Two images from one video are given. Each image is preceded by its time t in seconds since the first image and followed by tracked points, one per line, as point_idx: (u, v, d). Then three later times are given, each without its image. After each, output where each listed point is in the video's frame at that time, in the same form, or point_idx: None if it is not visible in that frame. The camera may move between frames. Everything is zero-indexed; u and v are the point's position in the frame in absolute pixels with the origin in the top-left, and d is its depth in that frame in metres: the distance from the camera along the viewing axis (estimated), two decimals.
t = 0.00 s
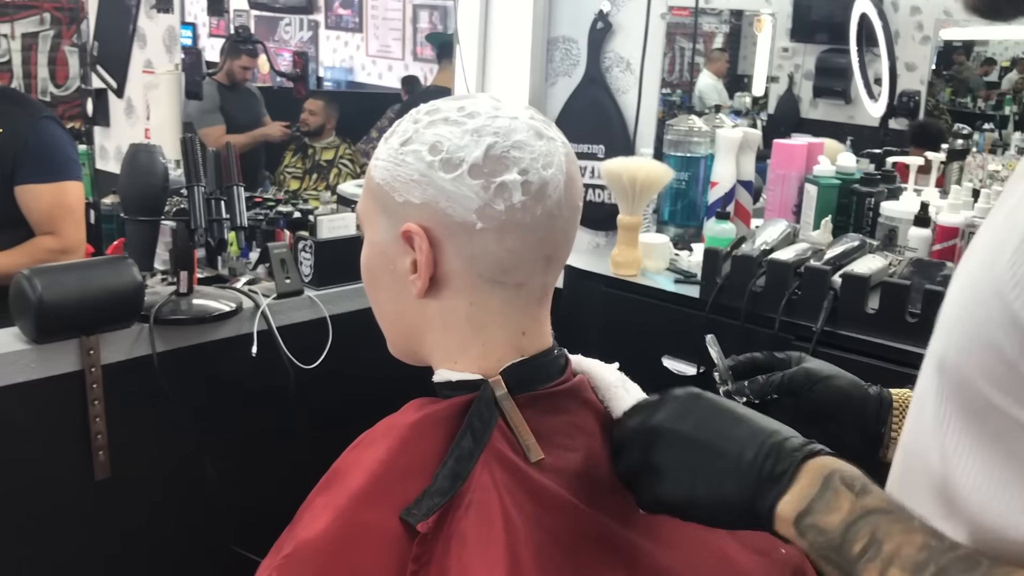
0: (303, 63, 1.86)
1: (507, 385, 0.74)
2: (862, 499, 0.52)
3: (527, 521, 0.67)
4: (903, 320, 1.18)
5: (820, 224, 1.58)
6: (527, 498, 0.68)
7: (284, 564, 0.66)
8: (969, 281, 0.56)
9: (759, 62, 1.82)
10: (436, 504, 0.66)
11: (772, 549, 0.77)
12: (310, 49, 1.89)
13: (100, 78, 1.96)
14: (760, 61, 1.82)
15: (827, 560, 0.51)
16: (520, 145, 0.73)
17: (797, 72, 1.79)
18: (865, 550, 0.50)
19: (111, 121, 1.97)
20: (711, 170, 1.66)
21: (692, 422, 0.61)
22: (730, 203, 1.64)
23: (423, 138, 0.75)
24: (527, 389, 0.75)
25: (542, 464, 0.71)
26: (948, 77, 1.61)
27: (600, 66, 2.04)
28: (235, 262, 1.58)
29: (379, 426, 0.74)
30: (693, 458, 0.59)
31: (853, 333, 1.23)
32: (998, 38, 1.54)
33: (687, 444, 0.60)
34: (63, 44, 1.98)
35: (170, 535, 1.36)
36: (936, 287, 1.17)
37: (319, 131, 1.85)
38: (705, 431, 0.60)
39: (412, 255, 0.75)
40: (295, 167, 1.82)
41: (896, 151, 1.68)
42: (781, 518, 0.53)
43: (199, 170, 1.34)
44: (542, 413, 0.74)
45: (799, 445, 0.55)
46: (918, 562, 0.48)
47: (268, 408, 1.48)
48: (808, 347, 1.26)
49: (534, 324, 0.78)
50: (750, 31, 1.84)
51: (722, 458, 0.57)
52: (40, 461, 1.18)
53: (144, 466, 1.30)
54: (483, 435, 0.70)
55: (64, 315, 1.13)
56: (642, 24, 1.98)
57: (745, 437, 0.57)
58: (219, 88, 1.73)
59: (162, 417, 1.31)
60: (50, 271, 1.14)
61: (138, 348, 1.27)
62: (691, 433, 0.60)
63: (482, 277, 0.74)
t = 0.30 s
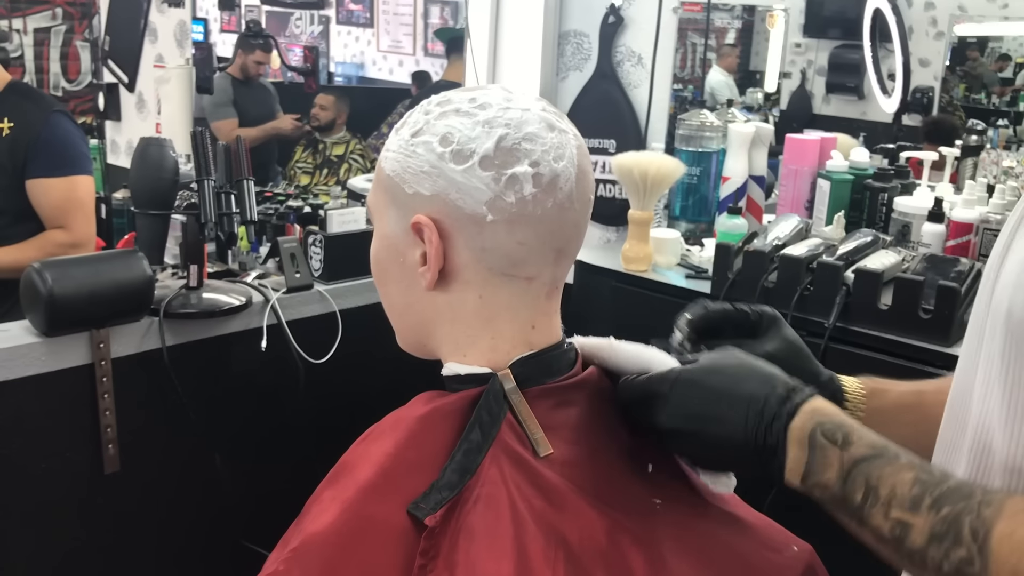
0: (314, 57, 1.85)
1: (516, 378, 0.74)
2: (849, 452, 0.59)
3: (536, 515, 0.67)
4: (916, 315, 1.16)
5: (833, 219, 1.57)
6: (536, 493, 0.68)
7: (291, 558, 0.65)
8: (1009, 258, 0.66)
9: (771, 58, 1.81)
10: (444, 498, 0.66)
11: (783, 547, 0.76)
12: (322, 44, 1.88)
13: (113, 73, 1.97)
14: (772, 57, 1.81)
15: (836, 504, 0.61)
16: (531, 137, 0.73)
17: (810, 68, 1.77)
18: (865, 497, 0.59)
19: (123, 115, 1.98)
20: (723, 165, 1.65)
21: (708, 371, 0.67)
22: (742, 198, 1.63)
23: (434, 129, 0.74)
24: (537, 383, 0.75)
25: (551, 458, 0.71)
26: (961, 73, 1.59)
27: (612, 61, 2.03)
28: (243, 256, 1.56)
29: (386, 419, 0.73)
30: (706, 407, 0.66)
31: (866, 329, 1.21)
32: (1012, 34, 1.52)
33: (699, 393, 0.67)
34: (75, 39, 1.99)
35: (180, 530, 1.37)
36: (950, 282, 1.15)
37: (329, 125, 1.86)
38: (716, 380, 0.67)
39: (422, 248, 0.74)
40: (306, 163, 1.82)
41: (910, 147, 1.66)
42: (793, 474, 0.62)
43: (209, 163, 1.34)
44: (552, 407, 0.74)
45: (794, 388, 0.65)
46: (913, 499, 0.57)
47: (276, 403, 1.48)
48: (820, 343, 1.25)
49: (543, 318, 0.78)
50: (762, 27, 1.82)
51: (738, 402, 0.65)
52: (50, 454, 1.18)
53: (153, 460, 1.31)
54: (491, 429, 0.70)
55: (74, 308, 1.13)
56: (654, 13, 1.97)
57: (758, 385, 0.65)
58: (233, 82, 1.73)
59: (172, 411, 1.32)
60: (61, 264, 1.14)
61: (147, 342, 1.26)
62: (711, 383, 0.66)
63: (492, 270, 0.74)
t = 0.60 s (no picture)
0: (323, 55, 1.86)
1: (523, 374, 0.75)
2: (877, 442, 0.63)
3: (542, 509, 0.68)
4: (922, 314, 1.16)
5: (840, 218, 1.56)
6: (543, 487, 0.69)
7: (300, 552, 0.65)
8: None
9: (778, 58, 1.81)
10: (452, 493, 0.67)
11: (791, 542, 0.76)
12: (330, 42, 1.89)
13: (122, 71, 1.99)
14: (779, 57, 1.81)
15: (877, 489, 0.65)
16: (539, 134, 0.73)
17: (817, 67, 1.77)
18: (901, 482, 0.62)
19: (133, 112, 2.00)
20: (730, 163, 1.66)
21: (726, 364, 0.70)
22: (749, 197, 1.62)
23: (443, 126, 0.75)
24: (545, 378, 0.75)
25: (558, 454, 0.71)
26: (969, 72, 1.59)
27: (619, 59, 2.03)
28: (253, 253, 1.58)
29: (394, 414, 0.74)
30: (732, 399, 0.68)
31: (872, 328, 1.22)
32: (1021, 34, 1.52)
33: (725, 384, 0.69)
34: (85, 37, 1.99)
35: (189, 523, 1.38)
36: (956, 281, 1.15)
37: (338, 123, 1.86)
38: (739, 372, 0.69)
39: (430, 244, 0.75)
40: (314, 160, 1.82)
41: (917, 146, 1.66)
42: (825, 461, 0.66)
43: (218, 160, 1.34)
44: (559, 402, 0.74)
45: (810, 373, 0.68)
46: (952, 480, 0.60)
47: (284, 399, 1.49)
48: (826, 342, 1.25)
49: (550, 314, 0.78)
50: (770, 26, 1.83)
51: (765, 392, 0.67)
52: (61, 448, 1.19)
53: (162, 454, 1.32)
54: (499, 424, 0.70)
55: (85, 304, 1.14)
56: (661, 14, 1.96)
57: (779, 374, 0.68)
58: (244, 79, 1.73)
59: (180, 406, 1.33)
60: (72, 260, 1.15)
61: (156, 337, 1.28)
62: (736, 375, 0.69)
63: (500, 266, 0.74)
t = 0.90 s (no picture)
0: (324, 55, 1.86)
1: (525, 371, 0.75)
2: (884, 425, 0.63)
3: (543, 506, 0.68)
4: (923, 313, 1.17)
5: (841, 216, 1.57)
6: (544, 483, 0.69)
7: (302, 547, 0.65)
8: None
9: (780, 57, 1.81)
10: (454, 488, 0.67)
11: (791, 538, 0.76)
12: (332, 42, 1.90)
13: (123, 70, 2.00)
14: (781, 56, 1.81)
15: (880, 473, 0.65)
16: (541, 131, 0.74)
17: (819, 66, 1.77)
18: (907, 464, 0.62)
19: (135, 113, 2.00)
20: (732, 162, 1.66)
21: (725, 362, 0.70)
22: (750, 195, 1.62)
23: (444, 123, 0.75)
24: (546, 374, 0.75)
25: (559, 450, 0.72)
26: (971, 72, 1.59)
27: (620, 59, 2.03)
28: (254, 252, 1.58)
29: (395, 411, 0.74)
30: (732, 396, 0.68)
31: (873, 326, 1.22)
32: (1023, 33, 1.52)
33: (726, 377, 0.69)
34: (86, 37, 2.01)
35: (190, 522, 1.38)
36: (957, 279, 1.15)
37: (340, 123, 1.86)
38: (738, 365, 0.69)
39: (432, 241, 0.75)
40: (316, 159, 1.82)
41: (919, 145, 1.65)
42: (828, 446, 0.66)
43: (220, 159, 1.35)
44: (561, 398, 0.74)
45: (812, 362, 0.68)
46: (959, 461, 0.60)
47: (287, 398, 1.50)
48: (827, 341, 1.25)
49: (551, 311, 0.78)
50: (771, 26, 1.83)
51: (766, 384, 0.67)
52: (64, 446, 1.20)
53: (163, 453, 1.32)
54: (500, 420, 0.71)
55: (87, 303, 1.15)
56: (662, 12, 1.97)
57: (778, 365, 0.68)
58: (243, 80, 1.73)
59: (182, 405, 1.33)
60: (74, 259, 1.16)
61: (158, 336, 1.28)
62: (734, 368, 0.69)
63: (501, 263, 0.75)
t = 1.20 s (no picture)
0: (319, 58, 1.86)
1: (520, 375, 0.74)
2: (911, 428, 0.55)
3: (539, 510, 0.68)
4: (918, 311, 1.17)
5: (835, 216, 1.57)
6: (540, 487, 0.69)
7: (297, 554, 0.65)
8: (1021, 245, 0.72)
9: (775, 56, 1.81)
10: (449, 494, 0.67)
11: (785, 540, 0.77)
12: (326, 45, 1.89)
13: (117, 74, 1.99)
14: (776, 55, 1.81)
15: (901, 488, 0.55)
16: (533, 134, 0.73)
17: (813, 66, 1.77)
18: (937, 471, 0.54)
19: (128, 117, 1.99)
20: (726, 162, 1.65)
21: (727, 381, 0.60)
22: (745, 195, 1.63)
23: (437, 127, 0.75)
24: (541, 377, 0.75)
25: (554, 454, 0.71)
26: (965, 70, 1.59)
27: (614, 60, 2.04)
28: (249, 256, 1.56)
29: (390, 416, 0.74)
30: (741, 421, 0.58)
31: (869, 326, 1.22)
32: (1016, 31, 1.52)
33: (724, 375, 0.60)
34: (80, 42, 2.02)
35: (186, 527, 1.37)
36: (952, 278, 1.15)
37: (334, 126, 1.85)
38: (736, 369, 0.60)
39: (425, 245, 0.75)
40: (311, 163, 1.81)
41: (913, 144, 1.66)
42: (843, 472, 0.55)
43: (213, 163, 1.35)
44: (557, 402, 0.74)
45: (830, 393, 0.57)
46: (995, 466, 0.53)
47: (283, 402, 1.49)
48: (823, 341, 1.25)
49: (545, 314, 0.78)
50: (765, 26, 1.83)
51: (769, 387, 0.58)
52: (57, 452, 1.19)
53: (159, 459, 1.31)
54: (496, 424, 0.70)
55: (80, 309, 1.14)
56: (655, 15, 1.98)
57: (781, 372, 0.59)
58: (235, 84, 1.74)
59: (176, 411, 1.32)
60: (68, 265, 1.15)
61: (153, 341, 1.27)
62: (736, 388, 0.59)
63: (495, 267, 0.74)
